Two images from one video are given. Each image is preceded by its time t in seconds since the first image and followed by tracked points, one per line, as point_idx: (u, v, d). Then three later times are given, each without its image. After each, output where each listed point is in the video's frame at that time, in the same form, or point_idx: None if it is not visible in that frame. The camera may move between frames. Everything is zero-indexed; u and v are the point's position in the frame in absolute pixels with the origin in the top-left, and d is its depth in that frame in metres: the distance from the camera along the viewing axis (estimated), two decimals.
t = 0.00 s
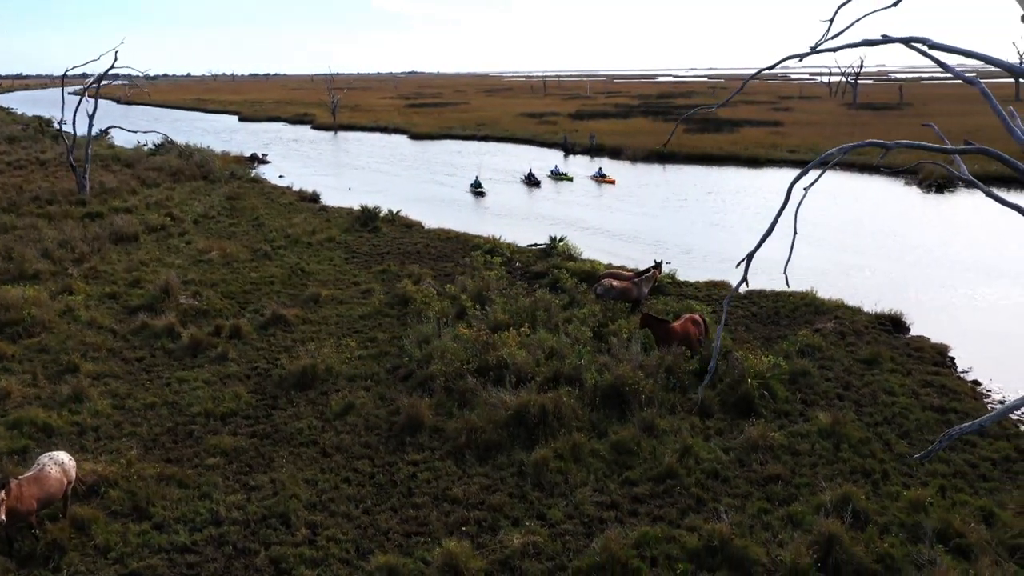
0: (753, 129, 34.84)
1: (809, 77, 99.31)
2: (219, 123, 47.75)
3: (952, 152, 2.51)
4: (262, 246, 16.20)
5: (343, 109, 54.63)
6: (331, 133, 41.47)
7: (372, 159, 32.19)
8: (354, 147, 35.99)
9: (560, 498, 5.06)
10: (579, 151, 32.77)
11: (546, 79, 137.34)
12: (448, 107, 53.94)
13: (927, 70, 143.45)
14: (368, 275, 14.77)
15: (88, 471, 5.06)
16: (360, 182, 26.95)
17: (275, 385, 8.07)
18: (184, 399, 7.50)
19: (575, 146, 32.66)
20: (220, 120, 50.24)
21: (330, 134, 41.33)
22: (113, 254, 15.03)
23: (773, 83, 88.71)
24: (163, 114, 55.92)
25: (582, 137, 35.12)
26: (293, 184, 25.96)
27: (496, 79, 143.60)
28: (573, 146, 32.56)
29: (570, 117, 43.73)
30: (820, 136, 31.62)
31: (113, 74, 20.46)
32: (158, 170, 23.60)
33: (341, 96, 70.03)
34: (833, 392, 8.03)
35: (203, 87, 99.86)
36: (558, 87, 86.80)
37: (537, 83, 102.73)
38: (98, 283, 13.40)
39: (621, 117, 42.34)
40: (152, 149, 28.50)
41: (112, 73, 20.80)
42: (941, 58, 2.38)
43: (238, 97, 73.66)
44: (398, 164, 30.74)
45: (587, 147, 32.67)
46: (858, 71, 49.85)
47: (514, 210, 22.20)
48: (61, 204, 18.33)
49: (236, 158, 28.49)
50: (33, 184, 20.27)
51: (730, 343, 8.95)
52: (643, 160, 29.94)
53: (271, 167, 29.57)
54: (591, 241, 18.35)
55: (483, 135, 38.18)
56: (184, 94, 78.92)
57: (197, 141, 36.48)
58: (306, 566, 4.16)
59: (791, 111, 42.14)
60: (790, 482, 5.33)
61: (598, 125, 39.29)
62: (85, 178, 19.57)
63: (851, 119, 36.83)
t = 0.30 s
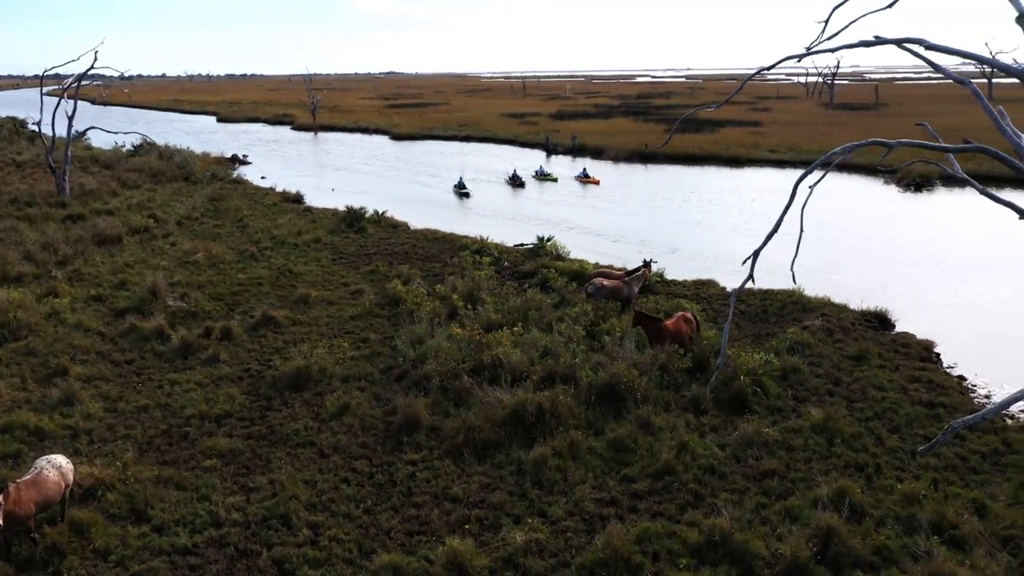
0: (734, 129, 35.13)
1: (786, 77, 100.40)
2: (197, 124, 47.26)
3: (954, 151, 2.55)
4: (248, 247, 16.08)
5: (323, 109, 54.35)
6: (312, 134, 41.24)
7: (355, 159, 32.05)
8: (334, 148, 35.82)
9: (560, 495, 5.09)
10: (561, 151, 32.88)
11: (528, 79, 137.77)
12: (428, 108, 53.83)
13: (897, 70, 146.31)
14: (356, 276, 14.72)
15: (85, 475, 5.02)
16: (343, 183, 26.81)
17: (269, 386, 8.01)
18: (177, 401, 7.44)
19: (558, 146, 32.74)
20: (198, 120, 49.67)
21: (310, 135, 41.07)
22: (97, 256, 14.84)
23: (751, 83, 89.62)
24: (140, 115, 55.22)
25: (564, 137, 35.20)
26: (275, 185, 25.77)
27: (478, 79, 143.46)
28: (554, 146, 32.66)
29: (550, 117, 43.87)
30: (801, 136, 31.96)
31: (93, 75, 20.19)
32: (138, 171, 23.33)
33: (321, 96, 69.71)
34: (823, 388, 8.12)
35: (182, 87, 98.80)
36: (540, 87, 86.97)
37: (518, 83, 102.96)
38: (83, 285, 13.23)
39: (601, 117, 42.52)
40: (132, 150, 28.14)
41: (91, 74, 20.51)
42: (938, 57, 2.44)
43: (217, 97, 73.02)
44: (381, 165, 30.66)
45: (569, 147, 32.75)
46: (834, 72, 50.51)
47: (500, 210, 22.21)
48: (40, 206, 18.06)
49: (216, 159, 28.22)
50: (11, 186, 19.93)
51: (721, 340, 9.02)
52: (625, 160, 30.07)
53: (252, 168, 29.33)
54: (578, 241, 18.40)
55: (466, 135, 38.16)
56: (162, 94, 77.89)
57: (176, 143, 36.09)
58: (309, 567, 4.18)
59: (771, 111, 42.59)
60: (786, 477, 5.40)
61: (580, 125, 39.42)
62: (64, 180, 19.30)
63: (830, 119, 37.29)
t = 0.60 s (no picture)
0: (717, 129, 35.39)
1: (763, 77, 101.52)
2: (175, 125, 46.69)
3: (954, 149, 2.59)
4: (233, 249, 15.96)
5: (303, 110, 54.02)
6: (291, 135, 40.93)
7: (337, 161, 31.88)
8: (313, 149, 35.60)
9: (559, 493, 5.13)
10: (542, 152, 32.94)
11: (509, 78, 138.05)
12: (407, 109, 53.69)
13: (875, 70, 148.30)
14: (344, 277, 14.67)
15: (82, 478, 4.98)
16: (327, 184, 26.67)
17: (263, 387, 7.97)
18: (171, 403, 7.38)
19: (539, 147, 32.87)
20: (176, 121, 49.11)
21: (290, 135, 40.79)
22: (79, 259, 14.66)
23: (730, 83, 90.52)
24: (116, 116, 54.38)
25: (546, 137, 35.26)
26: (258, 186, 25.59)
27: (460, 80, 143.38)
28: (536, 146, 32.73)
29: (531, 117, 43.97)
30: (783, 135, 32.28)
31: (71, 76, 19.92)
32: (118, 173, 23.06)
33: (300, 97, 69.26)
34: (814, 383, 8.23)
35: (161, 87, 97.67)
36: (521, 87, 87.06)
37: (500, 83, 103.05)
38: (67, 288, 13.07)
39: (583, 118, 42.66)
40: (111, 151, 27.77)
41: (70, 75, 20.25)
42: (933, 56, 2.48)
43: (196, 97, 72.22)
44: (364, 166, 30.54)
45: (551, 147, 32.80)
46: (812, 72, 51.08)
47: (485, 210, 22.20)
48: (20, 209, 17.79)
49: (197, 160, 27.96)
50: None
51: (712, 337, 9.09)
52: (607, 160, 30.16)
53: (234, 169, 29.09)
54: (565, 241, 18.46)
55: (448, 135, 38.12)
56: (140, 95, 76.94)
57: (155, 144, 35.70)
58: (312, 567, 4.20)
59: (752, 111, 43.00)
60: (781, 472, 5.46)
61: (562, 125, 39.52)
62: (43, 182, 19.04)
63: (810, 119, 37.69)
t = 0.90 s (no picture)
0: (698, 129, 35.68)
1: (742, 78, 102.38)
2: (150, 125, 46.07)
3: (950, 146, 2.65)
4: (216, 250, 15.81)
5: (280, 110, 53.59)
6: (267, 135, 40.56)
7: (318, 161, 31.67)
8: (291, 150, 35.28)
9: (555, 490, 5.17)
10: (521, 152, 32.98)
11: (489, 78, 138.05)
12: (385, 109, 53.48)
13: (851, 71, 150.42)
14: (330, 278, 14.60)
15: (75, 482, 4.93)
16: (307, 185, 26.49)
17: (253, 389, 7.91)
18: (160, 405, 7.31)
19: (517, 147, 32.87)
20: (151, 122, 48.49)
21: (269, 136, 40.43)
22: (58, 262, 14.43)
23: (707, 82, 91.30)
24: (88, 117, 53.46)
25: (527, 138, 35.32)
26: (238, 187, 25.34)
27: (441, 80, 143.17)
28: (515, 147, 32.75)
29: (509, 118, 44.01)
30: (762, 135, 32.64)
31: (46, 76, 19.60)
32: (93, 175, 22.70)
33: (276, 98, 68.61)
34: (801, 379, 8.35)
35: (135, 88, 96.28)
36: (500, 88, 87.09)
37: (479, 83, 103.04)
38: (47, 291, 12.87)
39: (561, 118, 42.80)
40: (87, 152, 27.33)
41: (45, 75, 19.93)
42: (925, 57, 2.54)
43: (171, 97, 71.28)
44: (345, 166, 30.37)
45: (531, 147, 32.85)
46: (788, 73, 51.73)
47: (469, 210, 22.18)
48: None
49: (174, 162, 27.61)
50: None
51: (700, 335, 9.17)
52: (587, 160, 30.28)
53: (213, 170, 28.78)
54: (549, 241, 18.51)
55: (427, 136, 38.02)
56: (114, 95, 75.81)
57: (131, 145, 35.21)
58: (312, 568, 4.20)
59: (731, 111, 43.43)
60: (772, 467, 5.54)
61: (542, 125, 39.62)
62: (17, 184, 18.69)
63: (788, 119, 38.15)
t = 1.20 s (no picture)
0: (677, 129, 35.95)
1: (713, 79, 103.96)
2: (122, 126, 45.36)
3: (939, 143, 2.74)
4: (196, 252, 15.63)
5: (255, 111, 53.02)
6: (242, 136, 40.13)
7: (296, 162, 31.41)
8: (266, 150, 34.92)
9: (549, 487, 5.21)
10: (499, 152, 32.98)
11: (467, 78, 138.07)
12: (361, 110, 53.20)
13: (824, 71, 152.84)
14: (312, 279, 14.50)
15: (67, 486, 4.88)
16: (286, 186, 26.27)
17: (241, 391, 7.85)
18: (147, 408, 7.23)
19: (494, 148, 32.85)
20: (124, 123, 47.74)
21: (244, 136, 39.99)
22: (33, 264, 14.17)
23: (683, 82, 92.06)
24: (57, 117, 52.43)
25: (505, 138, 35.33)
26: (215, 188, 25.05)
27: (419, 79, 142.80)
28: (492, 147, 32.74)
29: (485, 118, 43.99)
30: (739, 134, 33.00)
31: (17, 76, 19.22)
32: (66, 176, 22.29)
33: (249, 99, 67.86)
34: (786, 374, 8.48)
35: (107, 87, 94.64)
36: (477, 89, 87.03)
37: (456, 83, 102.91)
38: (23, 294, 12.63)
39: (537, 118, 42.90)
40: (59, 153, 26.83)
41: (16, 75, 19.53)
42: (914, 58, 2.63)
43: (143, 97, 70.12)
44: (323, 167, 30.15)
45: (508, 148, 32.87)
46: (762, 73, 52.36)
47: (450, 211, 22.16)
48: None
49: (148, 163, 27.19)
50: None
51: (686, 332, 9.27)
52: (563, 160, 30.39)
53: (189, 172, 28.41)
54: (531, 241, 18.56)
55: (402, 136, 37.83)
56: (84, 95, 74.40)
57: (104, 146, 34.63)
58: (310, 568, 4.21)
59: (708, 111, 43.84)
60: (762, 461, 5.63)
61: (518, 125, 39.67)
62: None
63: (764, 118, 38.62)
